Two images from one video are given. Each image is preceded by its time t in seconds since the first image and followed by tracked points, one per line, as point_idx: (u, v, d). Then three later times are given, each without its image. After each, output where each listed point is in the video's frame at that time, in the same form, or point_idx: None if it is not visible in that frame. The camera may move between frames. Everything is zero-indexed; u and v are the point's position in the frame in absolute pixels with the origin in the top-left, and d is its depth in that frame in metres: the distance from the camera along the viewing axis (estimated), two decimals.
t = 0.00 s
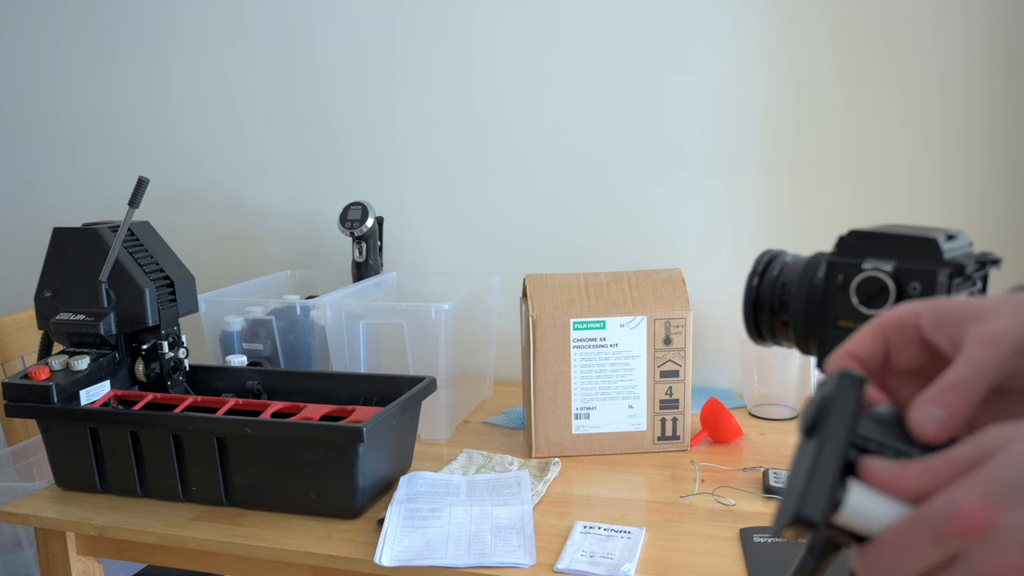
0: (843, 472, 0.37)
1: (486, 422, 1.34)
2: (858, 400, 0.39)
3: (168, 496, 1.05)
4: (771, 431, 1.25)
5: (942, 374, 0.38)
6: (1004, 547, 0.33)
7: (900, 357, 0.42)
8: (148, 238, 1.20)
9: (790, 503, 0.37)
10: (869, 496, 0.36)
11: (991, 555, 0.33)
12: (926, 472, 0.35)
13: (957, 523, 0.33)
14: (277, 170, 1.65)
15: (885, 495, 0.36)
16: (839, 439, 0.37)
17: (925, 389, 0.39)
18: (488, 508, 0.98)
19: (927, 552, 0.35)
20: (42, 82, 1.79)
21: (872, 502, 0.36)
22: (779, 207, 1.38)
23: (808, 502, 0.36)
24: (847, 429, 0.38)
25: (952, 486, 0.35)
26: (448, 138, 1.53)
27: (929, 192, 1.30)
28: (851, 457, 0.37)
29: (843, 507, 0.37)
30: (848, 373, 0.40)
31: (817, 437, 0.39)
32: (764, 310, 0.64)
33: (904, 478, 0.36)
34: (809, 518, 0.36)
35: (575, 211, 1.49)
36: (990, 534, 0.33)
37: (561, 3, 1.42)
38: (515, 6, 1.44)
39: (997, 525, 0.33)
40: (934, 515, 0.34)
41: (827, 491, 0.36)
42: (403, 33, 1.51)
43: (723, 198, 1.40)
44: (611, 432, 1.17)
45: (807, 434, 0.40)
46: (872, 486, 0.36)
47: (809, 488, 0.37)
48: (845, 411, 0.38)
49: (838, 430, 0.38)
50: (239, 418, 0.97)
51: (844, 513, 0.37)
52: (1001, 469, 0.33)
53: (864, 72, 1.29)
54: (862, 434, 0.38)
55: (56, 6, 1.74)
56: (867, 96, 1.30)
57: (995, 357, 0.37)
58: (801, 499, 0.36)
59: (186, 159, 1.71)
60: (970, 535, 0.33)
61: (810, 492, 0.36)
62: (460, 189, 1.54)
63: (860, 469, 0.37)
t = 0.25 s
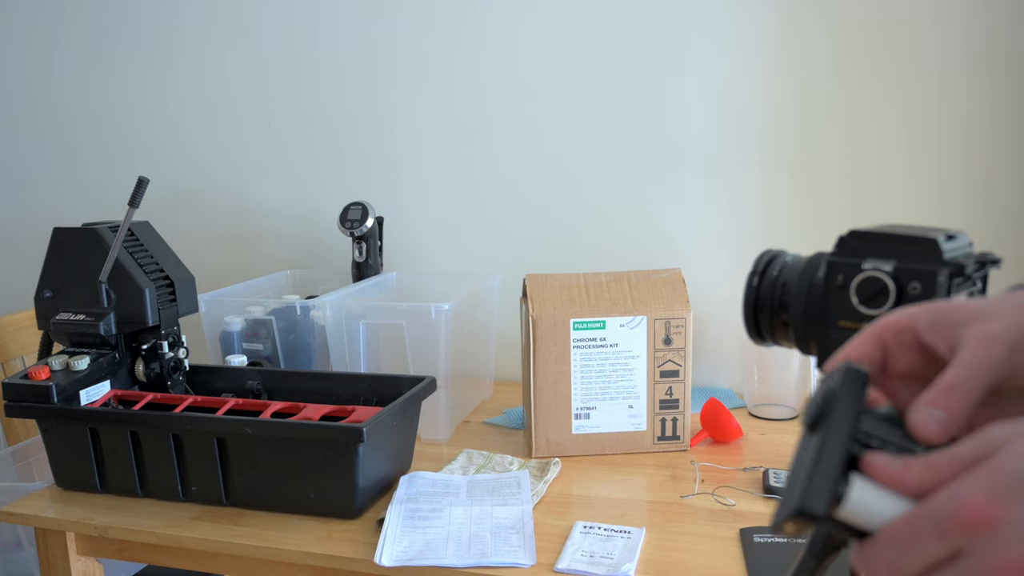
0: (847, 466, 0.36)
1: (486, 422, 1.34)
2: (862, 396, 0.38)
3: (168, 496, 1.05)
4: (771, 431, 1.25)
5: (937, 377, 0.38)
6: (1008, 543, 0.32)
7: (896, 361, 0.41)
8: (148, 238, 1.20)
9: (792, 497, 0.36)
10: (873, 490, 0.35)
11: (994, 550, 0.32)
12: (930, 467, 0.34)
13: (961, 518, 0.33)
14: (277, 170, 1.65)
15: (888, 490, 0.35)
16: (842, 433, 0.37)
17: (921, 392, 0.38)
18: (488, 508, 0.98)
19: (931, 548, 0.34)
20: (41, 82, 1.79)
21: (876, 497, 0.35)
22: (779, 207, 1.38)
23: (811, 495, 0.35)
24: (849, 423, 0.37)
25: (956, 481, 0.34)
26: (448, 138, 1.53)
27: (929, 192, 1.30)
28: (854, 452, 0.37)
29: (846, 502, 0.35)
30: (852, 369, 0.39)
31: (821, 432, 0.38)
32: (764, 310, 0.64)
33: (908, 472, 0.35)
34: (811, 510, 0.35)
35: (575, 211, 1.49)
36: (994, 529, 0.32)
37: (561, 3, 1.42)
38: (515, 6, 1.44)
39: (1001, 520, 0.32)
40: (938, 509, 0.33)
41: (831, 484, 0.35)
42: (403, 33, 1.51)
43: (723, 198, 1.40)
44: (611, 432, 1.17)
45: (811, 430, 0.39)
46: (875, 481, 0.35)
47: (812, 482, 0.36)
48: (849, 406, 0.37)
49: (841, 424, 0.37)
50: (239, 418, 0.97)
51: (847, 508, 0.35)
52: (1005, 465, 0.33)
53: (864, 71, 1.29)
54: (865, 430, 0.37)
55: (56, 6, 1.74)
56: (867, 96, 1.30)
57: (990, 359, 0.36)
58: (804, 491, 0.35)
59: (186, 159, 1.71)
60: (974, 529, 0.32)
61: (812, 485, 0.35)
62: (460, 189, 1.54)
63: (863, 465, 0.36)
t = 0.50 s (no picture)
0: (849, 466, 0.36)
1: (486, 422, 1.34)
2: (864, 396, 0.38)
3: (168, 496, 1.05)
4: (771, 431, 1.25)
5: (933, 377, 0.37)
6: (1011, 543, 0.31)
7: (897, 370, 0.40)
8: (148, 238, 1.20)
9: (794, 495, 0.36)
10: (874, 490, 0.35)
11: (998, 550, 0.31)
12: (932, 467, 0.34)
13: (964, 519, 0.32)
14: (277, 170, 1.65)
15: (889, 490, 0.35)
16: (844, 432, 0.36)
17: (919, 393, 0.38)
18: (487, 508, 0.98)
19: (932, 549, 0.33)
20: (41, 83, 1.79)
21: (878, 497, 0.35)
22: (778, 207, 1.38)
23: (814, 494, 0.35)
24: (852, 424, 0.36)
25: (958, 481, 0.33)
26: (447, 138, 1.53)
27: (929, 192, 1.30)
28: (856, 452, 0.36)
29: (847, 502, 0.35)
30: (853, 368, 0.39)
31: (822, 431, 0.37)
32: (764, 310, 0.64)
33: (910, 473, 0.34)
34: (814, 510, 0.34)
35: (575, 211, 1.49)
36: (998, 529, 0.31)
37: (561, 2, 1.42)
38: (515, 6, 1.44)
39: (1005, 519, 0.31)
40: (940, 510, 0.33)
41: (832, 485, 0.35)
42: (403, 33, 1.51)
43: (723, 198, 1.40)
44: (611, 432, 1.17)
45: (812, 430, 0.38)
46: (876, 481, 0.35)
47: (814, 480, 0.35)
48: (850, 407, 0.37)
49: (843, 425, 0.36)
50: (239, 418, 0.97)
51: (848, 508, 0.35)
52: (1009, 464, 0.32)
53: (864, 71, 1.29)
54: (867, 430, 0.37)
55: (56, 6, 1.74)
56: (867, 95, 1.30)
57: (985, 357, 0.36)
58: (807, 490, 0.35)
59: (186, 159, 1.71)
60: (976, 530, 0.32)
61: (815, 484, 0.35)
62: (460, 189, 1.54)
63: (864, 464, 0.36)
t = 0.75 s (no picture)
0: (853, 463, 0.35)
1: (486, 422, 1.34)
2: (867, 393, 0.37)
3: (168, 496, 1.05)
4: (771, 431, 1.25)
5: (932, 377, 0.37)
6: (1013, 541, 0.31)
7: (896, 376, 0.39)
8: (148, 238, 1.20)
9: (798, 492, 0.35)
10: (879, 488, 0.34)
11: (1000, 548, 0.32)
12: (937, 466, 0.34)
13: (968, 517, 0.32)
14: (277, 170, 1.65)
15: (893, 488, 0.34)
16: (848, 429, 0.35)
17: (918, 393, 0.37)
18: (487, 508, 0.98)
19: (936, 547, 0.33)
20: (42, 82, 1.79)
21: (882, 494, 0.34)
22: (778, 207, 1.38)
23: (818, 491, 0.34)
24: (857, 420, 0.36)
25: (962, 479, 0.33)
26: (448, 138, 1.53)
27: (929, 192, 1.30)
28: (860, 449, 0.35)
29: (852, 500, 0.34)
30: (857, 364, 0.38)
31: (826, 428, 0.37)
32: (764, 310, 0.64)
33: (915, 471, 0.34)
34: (818, 507, 0.34)
35: (575, 212, 1.49)
36: (1001, 527, 0.31)
37: (561, 2, 1.42)
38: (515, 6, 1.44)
39: (1007, 518, 0.31)
40: (945, 508, 0.33)
41: (836, 482, 0.34)
42: (403, 33, 1.51)
43: (722, 198, 1.40)
44: (611, 432, 1.17)
45: (815, 426, 0.37)
46: (881, 478, 0.34)
47: (818, 477, 0.34)
48: (856, 403, 0.36)
49: (849, 421, 0.36)
50: (239, 418, 0.97)
51: (852, 506, 0.34)
52: (1014, 463, 0.32)
53: (864, 71, 1.29)
54: (871, 427, 0.36)
55: (56, 6, 1.74)
56: (867, 95, 1.30)
57: (981, 353, 0.36)
58: (810, 487, 0.34)
59: (186, 159, 1.71)
60: (980, 528, 0.32)
61: (819, 481, 0.34)
62: (460, 189, 1.54)
63: (868, 462, 0.35)
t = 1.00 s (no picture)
0: (854, 460, 0.35)
1: (486, 422, 1.34)
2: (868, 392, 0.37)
3: (168, 496, 1.05)
4: (771, 431, 1.25)
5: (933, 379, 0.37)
6: (1013, 538, 0.31)
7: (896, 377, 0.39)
8: (148, 238, 1.20)
9: (799, 490, 0.35)
10: (880, 485, 0.34)
11: (1001, 545, 0.31)
12: (937, 463, 0.34)
13: (969, 513, 0.32)
14: (277, 170, 1.65)
15: (894, 485, 0.34)
16: (849, 427, 0.36)
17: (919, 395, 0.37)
18: (487, 508, 0.98)
19: (936, 544, 0.33)
20: (42, 82, 1.79)
21: (883, 491, 0.34)
22: (778, 207, 1.38)
23: (818, 489, 0.34)
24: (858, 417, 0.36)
25: (962, 476, 0.33)
26: (448, 138, 1.53)
27: (929, 192, 1.30)
28: (860, 447, 0.36)
29: (853, 496, 0.34)
30: (857, 364, 0.38)
31: (827, 426, 0.37)
32: (764, 310, 0.64)
33: (915, 467, 0.34)
34: (818, 504, 0.34)
35: (575, 212, 1.49)
36: (1002, 524, 0.31)
37: (562, 2, 1.42)
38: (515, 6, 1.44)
39: (1007, 515, 0.31)
40: (945, 504, 0.33)
41: (836, 478, 0.34)
42: (403, 33, 1.51)
43: (722, 198, 1.40)
44: (611, 432, 1.17)
45: (817, 425, 0.38)
46: (881, 475, 0.34)
47: (818, 475, 0.35)
48: (856, 401, 0.37)
49: (849, 418, 0.36)
50: (239, 418, 0.97)
51: (853, 503, 0.34)
52: (1014, 459, 0.32)
53: (864, 71, 1.29)
54: (871, 425, 0.36)
55: (57, 7, 1.74)
56: (868, 95, 1.30)
57: (980, 355, 0.36)
58: (810, 485, 0.35)
59: (186, 159, 1.71)
60: (981, 524, 0.32)
61: (819, 478, 0.35)
62: (460, 189, 1.54)
63: (870, 459, 0.35)
